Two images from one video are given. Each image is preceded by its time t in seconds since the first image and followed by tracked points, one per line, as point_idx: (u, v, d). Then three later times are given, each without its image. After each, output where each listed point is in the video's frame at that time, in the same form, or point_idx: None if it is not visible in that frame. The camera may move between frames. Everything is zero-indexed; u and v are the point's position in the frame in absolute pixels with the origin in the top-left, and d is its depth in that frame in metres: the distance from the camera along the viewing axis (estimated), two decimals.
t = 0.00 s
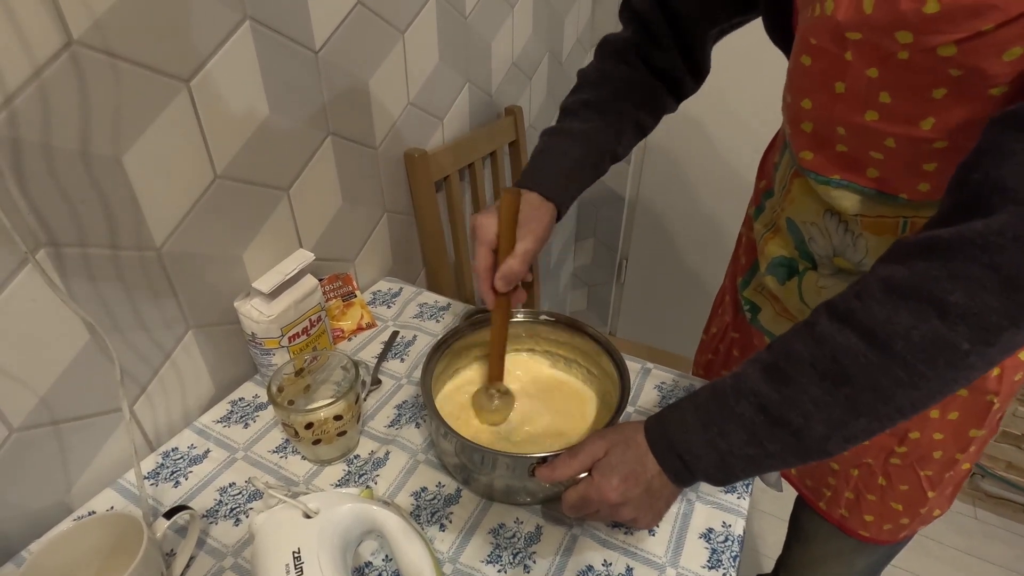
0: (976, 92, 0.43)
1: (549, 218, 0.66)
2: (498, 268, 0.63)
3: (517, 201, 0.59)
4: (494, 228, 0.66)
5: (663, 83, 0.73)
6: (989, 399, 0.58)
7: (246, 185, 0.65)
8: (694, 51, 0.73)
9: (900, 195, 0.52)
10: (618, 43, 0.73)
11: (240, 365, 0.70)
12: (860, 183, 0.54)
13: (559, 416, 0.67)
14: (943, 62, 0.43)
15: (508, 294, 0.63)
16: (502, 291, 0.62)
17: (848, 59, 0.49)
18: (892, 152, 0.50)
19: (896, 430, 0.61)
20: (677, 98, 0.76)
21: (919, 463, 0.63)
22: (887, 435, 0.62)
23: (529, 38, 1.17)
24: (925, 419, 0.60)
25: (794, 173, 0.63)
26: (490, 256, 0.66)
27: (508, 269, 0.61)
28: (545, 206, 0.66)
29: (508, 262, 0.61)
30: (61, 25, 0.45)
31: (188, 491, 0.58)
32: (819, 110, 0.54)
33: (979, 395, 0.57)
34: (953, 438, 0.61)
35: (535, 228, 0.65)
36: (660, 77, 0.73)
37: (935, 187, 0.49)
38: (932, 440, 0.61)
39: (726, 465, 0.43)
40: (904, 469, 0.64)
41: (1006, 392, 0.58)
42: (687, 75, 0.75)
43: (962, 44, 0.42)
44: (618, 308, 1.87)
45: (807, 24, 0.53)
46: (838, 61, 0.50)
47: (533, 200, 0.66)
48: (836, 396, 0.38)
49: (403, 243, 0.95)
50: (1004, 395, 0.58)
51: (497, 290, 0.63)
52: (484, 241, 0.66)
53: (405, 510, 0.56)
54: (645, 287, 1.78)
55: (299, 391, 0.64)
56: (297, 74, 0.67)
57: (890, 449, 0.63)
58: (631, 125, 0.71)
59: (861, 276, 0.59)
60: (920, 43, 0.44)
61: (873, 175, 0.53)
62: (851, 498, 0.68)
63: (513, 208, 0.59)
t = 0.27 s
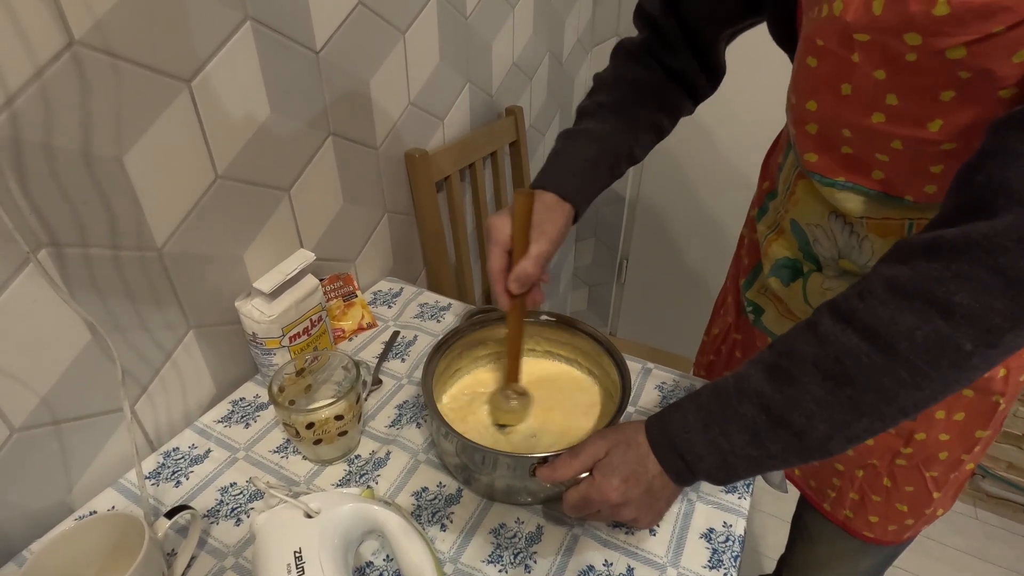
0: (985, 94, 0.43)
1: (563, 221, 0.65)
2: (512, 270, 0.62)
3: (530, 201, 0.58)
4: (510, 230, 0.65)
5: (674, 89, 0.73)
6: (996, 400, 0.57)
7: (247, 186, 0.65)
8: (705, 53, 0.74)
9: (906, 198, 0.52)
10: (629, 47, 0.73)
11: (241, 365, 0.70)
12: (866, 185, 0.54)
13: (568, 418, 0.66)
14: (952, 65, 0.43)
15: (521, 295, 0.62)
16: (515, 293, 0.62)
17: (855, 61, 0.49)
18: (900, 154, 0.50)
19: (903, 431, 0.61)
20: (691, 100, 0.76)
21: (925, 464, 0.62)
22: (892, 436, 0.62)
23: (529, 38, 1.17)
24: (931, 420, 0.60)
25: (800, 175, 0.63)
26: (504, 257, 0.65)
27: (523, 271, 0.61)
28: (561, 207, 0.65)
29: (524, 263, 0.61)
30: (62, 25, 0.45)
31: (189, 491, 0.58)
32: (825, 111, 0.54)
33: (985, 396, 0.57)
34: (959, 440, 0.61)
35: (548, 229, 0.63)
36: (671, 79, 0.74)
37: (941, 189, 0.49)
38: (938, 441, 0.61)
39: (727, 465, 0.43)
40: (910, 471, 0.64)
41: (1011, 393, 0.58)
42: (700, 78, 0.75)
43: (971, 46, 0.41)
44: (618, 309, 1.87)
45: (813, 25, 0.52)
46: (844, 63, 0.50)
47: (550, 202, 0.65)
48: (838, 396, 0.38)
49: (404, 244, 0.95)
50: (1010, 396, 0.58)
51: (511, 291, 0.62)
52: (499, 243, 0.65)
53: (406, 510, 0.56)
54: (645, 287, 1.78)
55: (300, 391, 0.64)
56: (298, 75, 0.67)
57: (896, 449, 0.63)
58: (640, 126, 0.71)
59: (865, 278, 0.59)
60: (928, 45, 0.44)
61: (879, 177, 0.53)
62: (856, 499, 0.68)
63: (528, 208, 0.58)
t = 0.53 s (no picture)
0: (982, 92, 0.43)
1: (569, 221, 0.66)
2: (513, 270, 0.63)
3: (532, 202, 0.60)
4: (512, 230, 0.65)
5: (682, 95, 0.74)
6: (993, 403, 0.58)
7: (248, 186, 0.65)
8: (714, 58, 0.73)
9: (904, 197, 0.52)
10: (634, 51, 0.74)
11: (242, 365, 0.70)
12: (864, 183, 0.54)
13: (566, 420, 0.66)
14: (948, 62, 0.43)
15: (522, 295, 0.63)
16: (515, 292, 0.62)
17: (854, 58, 0.49)
18: (897, 151, 0.50)
19: (900, 433, 0.61)
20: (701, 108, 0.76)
21: (922, 466, 0.63)
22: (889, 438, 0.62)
23: (529, 38, 1.18)
24: (928, 422, 0.60)
25: (799, 173, 0.63)
26: (507, 255, 0.65)
27: (524, 270, 0.62)
28: (566, 208, 0.66)
29: (524, 263, 0.62)
30: (63, 26, 0.45)
31: (189, 491, 0.58)
32: (823, 109, 0.54)
33: (982, 399, 0.57)
34: (956, 442, 0.61)
35: (551, 229, 0.64)
36: (681, 84, 0.74)
37: (939, 188, 0.49)
38: (935, 444, 0.61)
39: (726, 466, 0.43)
40: (906, 472, 0.64)
41: (1009, 397, 0.58)
42: (712, 85, 0.75)
43: (968, 43, 0.41)
44: (618, 308, 1.87)
45: (813, 22, 0.52)
46: (843, 60, 0.50)
47: (554, 204, 0.65)
48: (836, 397, 0.39)
49: (404, 244, 0.95)
50: (1008, 399, 0.58)
51: (511, 290, 0.63)
52: (500, 242, 0.65)
53: (406, 510, 0.56)
54: (645, 287, 1.78)
55: (301, 391, 0.64)
56: (298, 75, 0.67)
57: (892, 451, 0.63)
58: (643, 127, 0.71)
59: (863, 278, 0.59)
60: (925, 42, 0.43)
61: (877, 176, 0.53)
62: (852, 501, 0.68)
63: (529, 208, 0.60)
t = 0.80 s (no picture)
0: (971, 86, 0.43)
1: (546, 245, 0.66)
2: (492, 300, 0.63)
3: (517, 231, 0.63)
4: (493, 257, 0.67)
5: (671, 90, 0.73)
6: (983, 404, 0.57)
7: (249, 185, 0.65)
8: (704, 53, 0.73)
9: (898, 192, 0.51)
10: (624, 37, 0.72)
11: (242, 365, 0.71)
12: (860, 178, 0.54)
13: (565, 421, 0.66)
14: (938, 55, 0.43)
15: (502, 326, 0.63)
16: (497, 322, 0.62)
17: (848, 53, 0.49)
18: (890, 146, 0.50)
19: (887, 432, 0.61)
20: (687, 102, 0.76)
21: (911, 466, 0.62)
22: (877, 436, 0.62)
23: (530, 38, 1.18)
24: (917, 421, 0.60)
25: (798, 169, 0.63)
26: (487, 284, 0.65)
27: (506, 300, 0.62)
28: (543, 234, 0.66)
29: (506, 295, 0.62)
30: (65, 26, 0.45)
31: (190, 490, 0.58)
32: (820, 103, 0.54)
33: (972, 400, 0.57)
34: (945, 443, 0.60)
35: (531, 258, 0.65)
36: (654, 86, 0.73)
37: (932, 183, 0.49)
38: (924, 443, 0.61)
39: (725, 465, 0.44)
40: (896, 472, 0.64)
41: (1001, 399, 0.57)
42: (687, 84, 0.74)
43: (956, 36, 0.42)
44: (619, 308, 1.87)
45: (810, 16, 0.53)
46: (838, 54, 0.51)
47: (531, 229, 0.65)
48: (834, 397, 0.39)
49: (404, 244, 0.96)
50: (1000, 401, 0.57)
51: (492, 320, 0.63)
52: (482, 270, 0.66)
53: (406, 508, 0.56)
54: (646, 287, 1.78)
55: (301, 390, 0.64)
56: (299, 75, 0.67)
57: (881, 450, 0.63)
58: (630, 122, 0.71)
59: (858, 274, 0.59)
60: (915, 35, 0.44)
61: (873, 170, 0.52)
62: (843, 499, 0.69)
63: (514, 236, 0.62)
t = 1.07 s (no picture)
0: (973, 94, 0.44)
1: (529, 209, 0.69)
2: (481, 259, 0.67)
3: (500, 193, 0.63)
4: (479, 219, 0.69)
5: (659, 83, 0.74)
6: (981, 408, 0.57)
7: (250, 187, 0.65)
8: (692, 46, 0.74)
9: (898, 194, 0.52)
10: (609, 32, 0.72)
11: (243, 365, 0.71)
12: (861, 179, 0.54)
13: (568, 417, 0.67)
14: (941, 61, 0.44)
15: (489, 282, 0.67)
16: (484, 280, 0.66)
17: (851, 55, 0.49)
18: (891, 149, 0.50)
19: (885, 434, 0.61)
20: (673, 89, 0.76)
21: (909, 468, 0.63)
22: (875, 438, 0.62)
23: (530, 39, 1.18)
24: (915, 424, 0.60)
25: (797, 169, 0.63)
26: (476, 245, 0.68)
27: (490, 260, 0.65)
28: (526, 197, 0.69)
29: (492, 254, 0.65)
30: (67, 29, 0.45)
31: (192, 489, 0.59)
32: (822, 105, 0.54)
33: (970, 403, 0.57)
34: (943, 446, 0.61)
35: (514, 219, 0.68)
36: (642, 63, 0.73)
37: (932, 186, 0.49)
38: (921, 446, 0.61)
39: (723, 466, 0.44)
40: (894, 474, 0.64)
41: (999, 403, 0.57)
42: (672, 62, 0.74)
43: (960, 44, 0.42)
44: (618, 308, 1.87)
45: (814, 17, 0.53)
46: (841, 56, 0.50)
47: (515, 191, 0.69)
48: (832, 401, 0.39)
49: (405, 244, 0.96)
50: (998, 405, 0.58)
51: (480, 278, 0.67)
52: (469, 231, 0.68)
53: (406, 507, 0.57)
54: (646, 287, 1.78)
55: (301, 390, 0.64)
56: (300, 77, 0.67)
57: (879, 452, 0.63)
58: (614, 116, 0.73)
59: (857, 277, 0.59)
60: (919, 41, 0.44)
61: (873, 172, 0.53)
62: (841, 500, 0.69)
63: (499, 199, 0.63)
